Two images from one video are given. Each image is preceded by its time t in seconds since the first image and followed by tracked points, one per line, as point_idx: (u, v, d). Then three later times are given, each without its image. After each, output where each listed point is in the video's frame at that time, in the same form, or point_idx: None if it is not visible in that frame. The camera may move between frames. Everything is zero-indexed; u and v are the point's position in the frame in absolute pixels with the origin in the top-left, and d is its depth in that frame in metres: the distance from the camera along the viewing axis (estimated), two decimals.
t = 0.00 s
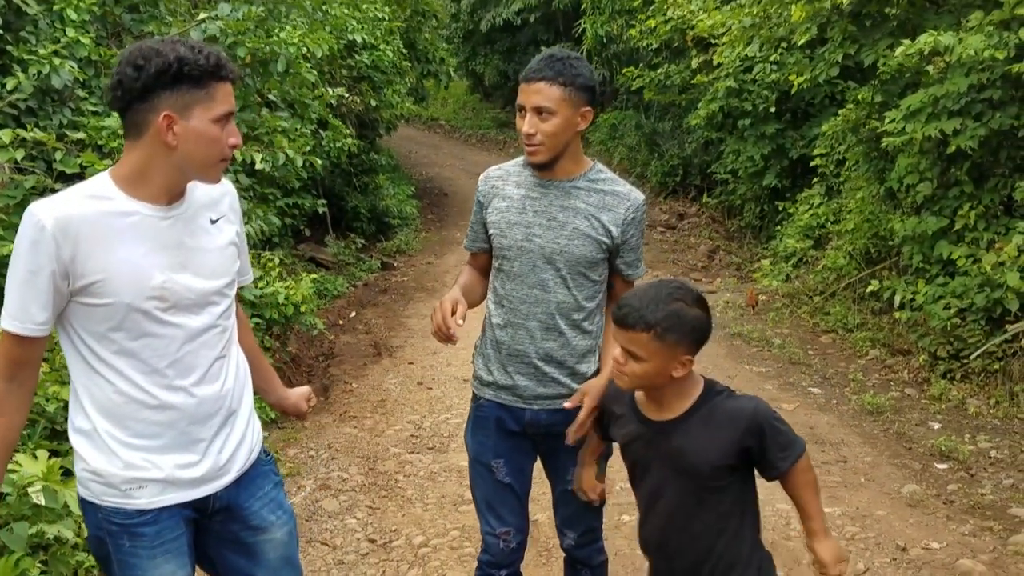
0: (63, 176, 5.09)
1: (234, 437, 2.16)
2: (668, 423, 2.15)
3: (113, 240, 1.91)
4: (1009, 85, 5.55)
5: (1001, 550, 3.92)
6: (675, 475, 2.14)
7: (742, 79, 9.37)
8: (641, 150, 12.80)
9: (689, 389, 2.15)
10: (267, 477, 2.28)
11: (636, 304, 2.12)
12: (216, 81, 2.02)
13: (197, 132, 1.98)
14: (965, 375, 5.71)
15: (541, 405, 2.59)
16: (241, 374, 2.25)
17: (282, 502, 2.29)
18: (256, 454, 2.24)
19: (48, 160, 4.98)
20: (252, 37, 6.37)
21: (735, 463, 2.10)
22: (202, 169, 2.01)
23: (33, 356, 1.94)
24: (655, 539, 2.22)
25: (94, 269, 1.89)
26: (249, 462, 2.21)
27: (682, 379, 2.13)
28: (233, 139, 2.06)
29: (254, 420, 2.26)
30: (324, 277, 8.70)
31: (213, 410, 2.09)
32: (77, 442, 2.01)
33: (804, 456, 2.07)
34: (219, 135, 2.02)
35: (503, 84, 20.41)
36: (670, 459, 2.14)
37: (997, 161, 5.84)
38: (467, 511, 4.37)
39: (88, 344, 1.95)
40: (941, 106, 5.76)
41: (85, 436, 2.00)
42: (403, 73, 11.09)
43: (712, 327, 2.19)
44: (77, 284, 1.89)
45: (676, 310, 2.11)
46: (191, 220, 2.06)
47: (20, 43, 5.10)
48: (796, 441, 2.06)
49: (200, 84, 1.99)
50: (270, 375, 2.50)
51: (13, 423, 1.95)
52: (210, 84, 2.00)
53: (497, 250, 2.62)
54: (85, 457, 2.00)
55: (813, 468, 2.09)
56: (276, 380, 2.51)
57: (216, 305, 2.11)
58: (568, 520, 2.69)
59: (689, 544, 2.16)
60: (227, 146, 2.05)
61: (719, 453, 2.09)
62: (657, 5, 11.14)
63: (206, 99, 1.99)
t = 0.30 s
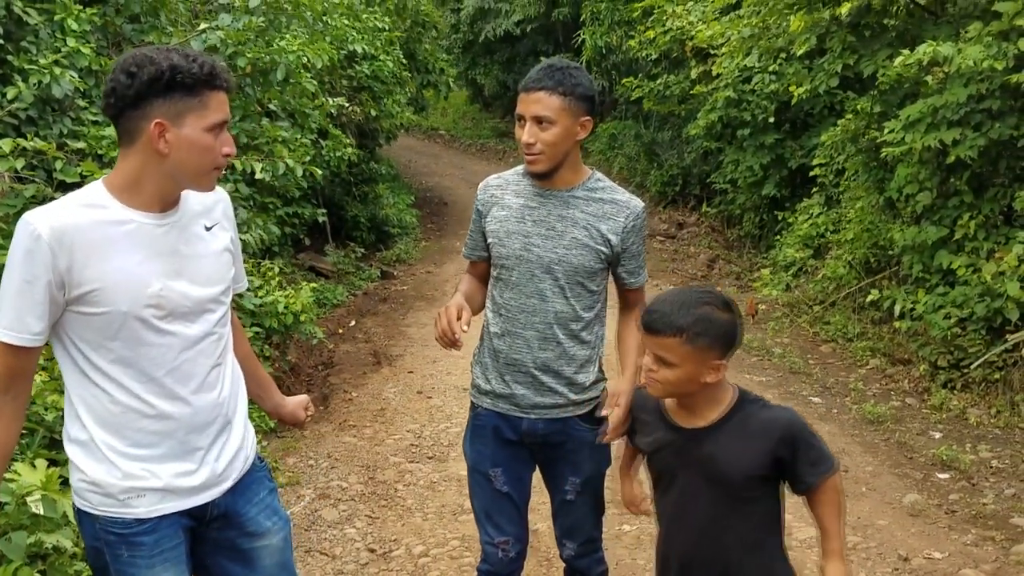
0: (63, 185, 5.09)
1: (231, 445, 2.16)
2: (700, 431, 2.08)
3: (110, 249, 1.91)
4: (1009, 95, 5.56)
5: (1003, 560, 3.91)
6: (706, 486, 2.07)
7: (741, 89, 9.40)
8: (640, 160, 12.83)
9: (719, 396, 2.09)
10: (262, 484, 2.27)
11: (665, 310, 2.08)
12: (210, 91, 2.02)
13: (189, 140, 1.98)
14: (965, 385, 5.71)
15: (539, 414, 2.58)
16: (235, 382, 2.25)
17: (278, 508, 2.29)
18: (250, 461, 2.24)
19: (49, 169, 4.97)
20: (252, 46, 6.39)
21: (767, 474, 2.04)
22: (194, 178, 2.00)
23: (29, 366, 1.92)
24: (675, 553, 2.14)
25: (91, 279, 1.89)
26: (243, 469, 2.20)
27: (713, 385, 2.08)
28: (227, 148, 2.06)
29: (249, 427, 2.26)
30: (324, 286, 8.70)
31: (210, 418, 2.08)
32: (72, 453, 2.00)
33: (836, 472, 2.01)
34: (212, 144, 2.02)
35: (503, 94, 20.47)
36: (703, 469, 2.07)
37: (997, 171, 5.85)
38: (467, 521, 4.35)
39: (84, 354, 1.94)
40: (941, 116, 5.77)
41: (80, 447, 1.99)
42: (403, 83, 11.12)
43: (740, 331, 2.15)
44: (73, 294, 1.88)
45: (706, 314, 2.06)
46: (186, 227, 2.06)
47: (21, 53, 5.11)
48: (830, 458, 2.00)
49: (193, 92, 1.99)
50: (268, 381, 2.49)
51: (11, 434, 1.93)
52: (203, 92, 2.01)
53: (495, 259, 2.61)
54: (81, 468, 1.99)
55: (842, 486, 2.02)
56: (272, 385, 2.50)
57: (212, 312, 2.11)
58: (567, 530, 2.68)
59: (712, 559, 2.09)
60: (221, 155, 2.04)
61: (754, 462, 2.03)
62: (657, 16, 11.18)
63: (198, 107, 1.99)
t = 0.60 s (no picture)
0: (62, 188, 5.08)
1: (228, 446, 2.16)
2: (738, 438, 2.07)
3: (108, 250, 1.91)
4: (1008, 99, 5.57)
5: (1004, 563, 3.91)
6: (734, 494, 2.06)
7: (741, 93, 9.41)
8: (640, 164, 12.83)
9: (766, 406, 2.08)
10: (265, 477, 2.27)
11: (712, 317, 2.07)
12: (206, 96, 2.01)
13: (177, 145, 1.97)
14: (965, 388, 5.70)
15: (543, 416, 2.58)
16: (232, 383, 2.24)
17: (285, 501, 2.29)
18: (246, 460, 2.21)
19: (48, 172, 4.97)
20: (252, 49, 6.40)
21: (798, 491, 2.01)
22: (186, 184, 1.99)
23: (25, 368, 1.91)
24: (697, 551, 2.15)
25: (89, 281, 1.88)
26: (239, 468, 2.19)
27: (758, 397, 2.06)
28: (221, 156, 2.04)
29: (247, 428, 2.26)
30: (324, 289, 8.70)
31: (207, 419, 2.08)
32: (68, 453, 1.99)
33: (872, 500, 1.97)
34: (203, 151, 2.00)
35: (503, 98, 20.49)
36: (733, 476, 2.06)
37: (997, 174, 5.85)
38: (467, 524, 4.35)
39: (81, 356, 1.94)
40: (940, 119, 5.77)
41: (77, 447, 1.98)
42: (403, 87, 11.13)
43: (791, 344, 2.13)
44: (71, 295, 1.88)
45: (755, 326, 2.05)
46: (184, 229, 2.06)
47: (21, 56, 5.11)
48: (867, 486, 1.96)
49: (188, 96, 1.98)
50: (268, 384, 2.48)
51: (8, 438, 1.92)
52: (199, 96, 2.00)
53: (498, 261, 2.60)
54: (78, 469, 1.98)
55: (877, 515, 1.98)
56: (273, 387, 2.49)
57: (210, 314, 2.11)
58: (569, 532, 2.68)
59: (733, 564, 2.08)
60: (213, 164, 2.02)
61: (785, 478, 2.00)
62: (656, 20, 11.19)
63: (191, 112, 1.98)
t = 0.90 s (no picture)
0: (65, 188, 5.08)
1: (243, 447, 2.13)
2: (743, 431, 2.07)
3: (125, 246, 1.91)
4: (1011, 99, 5.56)
5: (1008, 563, 3.90)
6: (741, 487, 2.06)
7: (743, 93, 9.41)
8: (641, 164, 12.82)
9: (771, 396, 2.08)
10: (274, 486, 2.24)
11: (718, 309, 2.06)
12: (228, 95, 2.01)
13: (198, 142, 1.96)
14: (968, 388, 5.70)
15: (555, 415, 2.58)
16: (252, 382, 2.22)
17: (289, 513, 2.26)
18: (260, 464, 2.19)
19: (51, 171, 4.96)
20: (254, 48, 6.39)
21: (806, 481, 2.00)
22: (206, 182, 1.99)
23: (43, 361, 1.93)
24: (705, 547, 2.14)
25: (106, 276, 1.89)
26: (253, 471, 2.17)
27: (763, 388, 2.07)
28: (240, 155, 2.03)
29: (264, 430, 2.23)
30: (326, 289, 8.69)
31: (222, 418, 2.06)
32: (85, 447, 2.00)
33: (880, 489, 1.96)
34: (223, 150, 1.99)
35: (504, 98, 20.49)
36: (740, 469, 2.05)
37: (1000, 174, 5.84)
38: (470, 524, 4.34)
39: (98, 349, 1.95)
40: (943, 119, 5.76)
41: (93, 441, 1.99)
42: (404, 87, 11.12)
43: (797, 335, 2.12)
44: (88, 289, 1.89)
45: (762, 317, 2.05)
46: (204, 227, 2.05)
47: (23, 55, 5.12)
48: (875, 474, 1.95)
49: (209, 95, 1.98)
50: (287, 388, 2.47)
51: (27, 430, 1.95)
52: (221, 95, 1.99)
53: (511, 259, 2.59)
54: (93, 461, 1.99)
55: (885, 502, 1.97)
56: (293, 390, 2.48)
57: (228, 313, 2.09)
58: (577, 530, 2.68)
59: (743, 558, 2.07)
60: (234, 162, 2.02)
61: (792, 469, 1.99)
62: (658, 20, 11.19)
63: (212, 110, 1.97)
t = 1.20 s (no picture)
0: (69, 185, 5.08)
1: (274, 442, 2.11)
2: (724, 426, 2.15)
3: (154, 239, 1.90)
4: (1017, 97, 5.53)
5: (1014, 562, 3.89)
6: (742, 476, 2.12)
7: (748, 91, 9.40)
8: (645, 162, 12.80)
9: (740, 387, 2.16)
10: (307, 482, 2.22)
11: (680, 305, 2.18)
12: (260, 87, 1.99)
13: (231, 134, 1.95)
14: (973, 387, 5.68)
15: (571, 410, 2.58)
16: (286, 374, 2.20)
17: (321, 509, 2.24)
18: (292, 460, 2.17)
19: (55, 169, 4.97)
20: (257, 46, 6.39)
21: (804, 458, 2.09)
22: (236, 174, 1.97)
23: (81, 350, 1.96)
24: (721, 548, 2.18)
25: (135, 268, 1.89)
26: (285, 467, 2.14)
27: (732, 380, 2.14)
28: (272, 148, 2.02)
29: (297, 425, 2.21)
30: (329, 287, 8.69)
31: (251, 412, 2.05)
32: (119, 437, 2.01)
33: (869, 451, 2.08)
34: (254, 142, 1.98)
35: (508, 96, 20.48)
36: (739, 459, 2.12)
37: (1005, 172, 5.82)
38: (474, 522, 4.34)
39: (131, 340, 1.95)
40: (949, 117, 5.74)
41: (127, 432, 2.00)
42: (408, 85, 11.11)
43: (762, 328, 2.21)
44: (119, 280, 1.89)
45: (719, 308, 2.15)
46: (237, 220, 2.03)
47: (28, 53, 5.13)
48: (862, 436, 2.07)
49: (241, 87, 1.96)
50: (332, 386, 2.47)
51: (67, 419, 1.98)
52: (253, 87, 1.98)
53: (527, 254, 2.59)
54: (126, 451, 2.01)
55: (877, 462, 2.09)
56: (336, 386, 2.48)
57: (260, 307, 2.06)
58: (587, 526, 2.68)
59: (762, 547, 2.13)
60: (264, 155, 2.00)
61: (789, 448, 2.08)
62: (663, 18, 11.17)
63: (243, 102, 1.96)
